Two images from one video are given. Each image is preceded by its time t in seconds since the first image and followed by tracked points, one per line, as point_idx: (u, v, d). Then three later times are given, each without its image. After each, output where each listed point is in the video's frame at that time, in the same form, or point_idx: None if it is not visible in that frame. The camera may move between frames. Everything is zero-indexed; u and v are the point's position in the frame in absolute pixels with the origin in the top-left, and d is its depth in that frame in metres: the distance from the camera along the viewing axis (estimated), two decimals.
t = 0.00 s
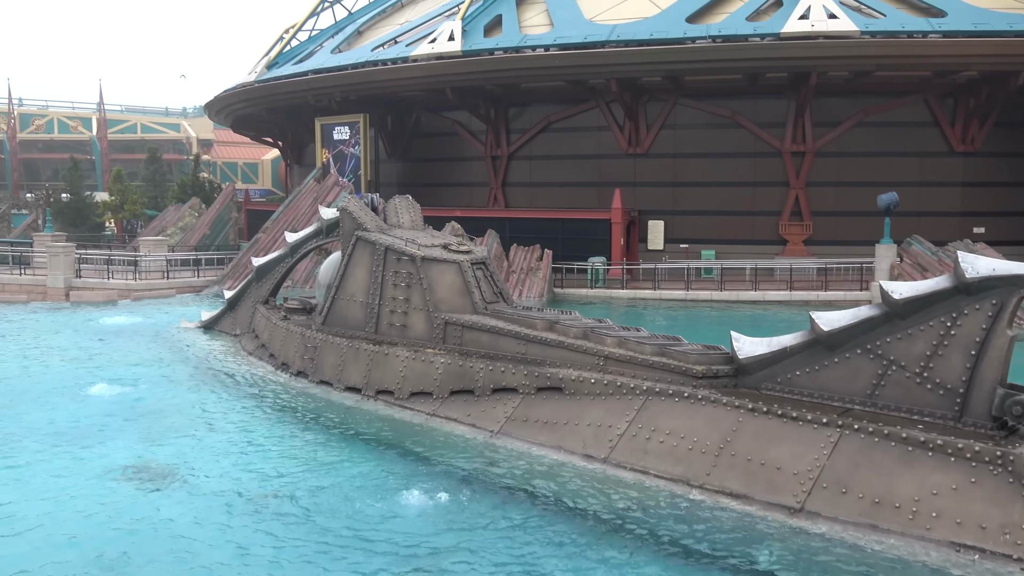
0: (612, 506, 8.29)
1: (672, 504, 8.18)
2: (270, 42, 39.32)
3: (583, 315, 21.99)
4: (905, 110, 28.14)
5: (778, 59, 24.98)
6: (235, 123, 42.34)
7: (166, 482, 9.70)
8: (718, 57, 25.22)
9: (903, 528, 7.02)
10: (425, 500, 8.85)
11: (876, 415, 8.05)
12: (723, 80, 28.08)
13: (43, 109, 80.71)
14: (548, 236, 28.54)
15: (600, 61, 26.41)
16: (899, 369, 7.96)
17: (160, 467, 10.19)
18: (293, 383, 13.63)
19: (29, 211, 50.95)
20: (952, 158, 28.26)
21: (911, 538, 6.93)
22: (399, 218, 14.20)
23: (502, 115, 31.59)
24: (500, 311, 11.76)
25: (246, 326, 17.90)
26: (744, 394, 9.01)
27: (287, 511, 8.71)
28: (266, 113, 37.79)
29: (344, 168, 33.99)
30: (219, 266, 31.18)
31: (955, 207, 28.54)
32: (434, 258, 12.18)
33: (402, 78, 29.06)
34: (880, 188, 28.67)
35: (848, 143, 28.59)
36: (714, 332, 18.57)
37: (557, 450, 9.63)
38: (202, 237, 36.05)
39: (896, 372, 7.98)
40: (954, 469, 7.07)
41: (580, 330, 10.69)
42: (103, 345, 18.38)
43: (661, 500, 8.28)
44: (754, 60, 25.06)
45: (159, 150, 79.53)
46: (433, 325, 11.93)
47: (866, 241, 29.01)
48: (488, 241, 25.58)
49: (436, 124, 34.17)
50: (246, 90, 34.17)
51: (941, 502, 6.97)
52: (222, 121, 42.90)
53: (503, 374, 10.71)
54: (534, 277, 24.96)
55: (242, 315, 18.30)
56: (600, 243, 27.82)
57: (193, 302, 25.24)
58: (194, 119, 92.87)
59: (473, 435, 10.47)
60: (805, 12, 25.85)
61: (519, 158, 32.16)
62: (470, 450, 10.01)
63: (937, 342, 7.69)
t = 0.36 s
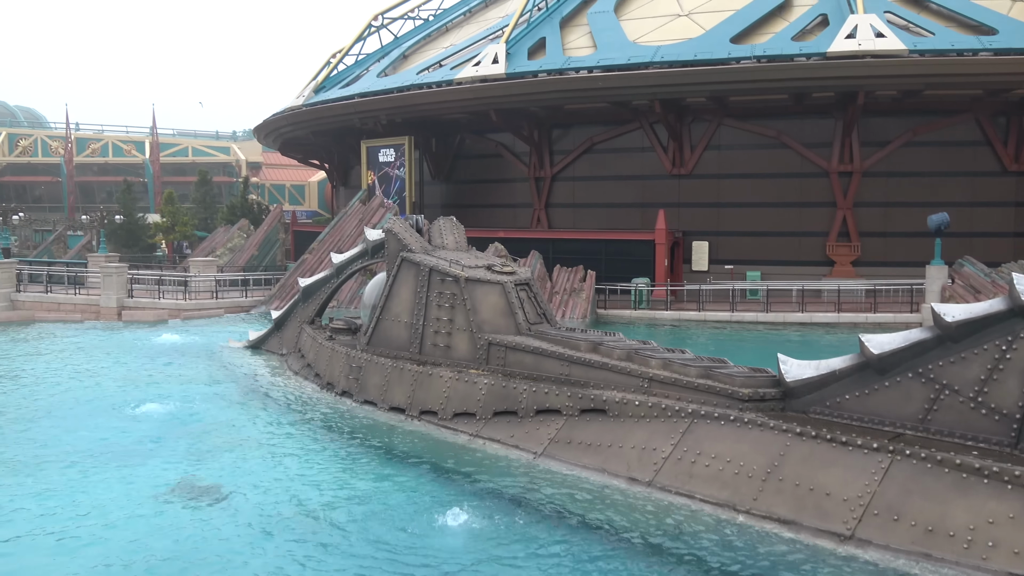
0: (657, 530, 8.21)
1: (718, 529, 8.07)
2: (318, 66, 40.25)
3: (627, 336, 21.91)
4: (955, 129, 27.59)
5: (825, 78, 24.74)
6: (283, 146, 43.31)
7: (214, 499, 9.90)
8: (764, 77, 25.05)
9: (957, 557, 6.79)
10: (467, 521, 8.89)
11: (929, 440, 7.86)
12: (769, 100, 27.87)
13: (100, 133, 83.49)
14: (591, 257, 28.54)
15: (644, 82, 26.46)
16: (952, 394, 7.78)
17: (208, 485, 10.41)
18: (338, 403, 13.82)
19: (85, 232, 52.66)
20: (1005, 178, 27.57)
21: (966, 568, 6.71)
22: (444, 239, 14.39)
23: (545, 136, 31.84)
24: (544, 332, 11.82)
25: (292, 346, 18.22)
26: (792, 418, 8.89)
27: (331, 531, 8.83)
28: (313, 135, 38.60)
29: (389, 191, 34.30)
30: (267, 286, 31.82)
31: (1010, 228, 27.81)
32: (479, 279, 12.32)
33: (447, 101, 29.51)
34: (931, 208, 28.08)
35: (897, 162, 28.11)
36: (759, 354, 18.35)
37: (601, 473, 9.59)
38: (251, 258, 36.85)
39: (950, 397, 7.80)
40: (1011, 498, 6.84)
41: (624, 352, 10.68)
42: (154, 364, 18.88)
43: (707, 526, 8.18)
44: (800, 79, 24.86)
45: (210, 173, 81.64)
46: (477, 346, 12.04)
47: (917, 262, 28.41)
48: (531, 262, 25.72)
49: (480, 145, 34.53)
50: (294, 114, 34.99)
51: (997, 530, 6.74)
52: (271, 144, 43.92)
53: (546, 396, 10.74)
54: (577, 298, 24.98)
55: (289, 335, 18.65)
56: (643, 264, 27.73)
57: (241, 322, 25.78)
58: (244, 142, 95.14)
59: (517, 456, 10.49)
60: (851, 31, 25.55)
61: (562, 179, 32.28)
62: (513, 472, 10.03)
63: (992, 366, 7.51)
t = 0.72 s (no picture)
0: (702, 558, 8.10)
1: (765, 557, 7.92)
2: (364, 91, 41.08)
3: (671, 359, 21.73)
4: (1008, 149, 26.95)
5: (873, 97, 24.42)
6: (330, 169, 44.16)
7: (261, 519, 10.07)
8: (810, 97, 24.81)
9: None
10: (510, 546, 8.88)
11: (985, 468, 7.64)
12: (815, 120, 27.57)
13: (153, 157, 86.06)
14: (635, 279, 28.41)
15: (687, 104, 26.42)
16: (1009, 421, 7.56)
17: (254, 505, 10.60)
18: (381, 424, 13.96)
19: (137, 254, 54.19)
20: None
21: None
22: (487, 261, 14.54)
23: (588, 158, 31.92)
24: (587, 354, 11.83)
25: (337, 367, 18.47)
26: (842, 444, 8.73)
27: (376, 553, 8.91)
28: (359, 159, 39.32)
29: (433, 213, 34.72)
30: (312, 307, 32.35)
31: None
32: (522, 301, 12.41)
33: (490, 124, 29.87)
34: (984, 230, 27.41)
35: (947, 183, 27.52)
36: (805, 378, 18.03)
37: (645, 497, 9.51)
38: (297, 279, 37.52)
39: (1006, 424, 7.58)
40: None
41: (669, 375, 10.63)
42: (202, 384, 19.31)
43: (754, 553, 8.04)
44: (847, 99, 24.57)
45: (259, 196, 83.52)
46: (520, 368, 12.08)
47: (970, 284, 27.66)
48: (575, 284, 25.73)
49: (523, 167, 34.78)
50: (340, 138, 35.71)
51: None
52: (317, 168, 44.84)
53: (590, 419, 10.72)
54: (621, 320, 24.89)
55: (334, 356, 18.93)
56: (688, 286, 27.50)
57: (287, 343, 26.21)
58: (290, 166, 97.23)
59: (560, 480, 10.46)
60: (899, 50, 25.17)
61: (605, 201, 32.28)
62: (556, 496, 10.01)
63: None
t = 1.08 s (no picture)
0: None
1: None
2: (421, 113, 41.88)
3: (728, 381, 21.43)
4: None
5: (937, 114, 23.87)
6: (386, 190, 45.01)
7: (322, 537, 10.32)
8: (871, 114, 24.40)
9: None
10: (566, 568, 8.91)
11: None
12: (877, 138, 27.07)
13: (216, 179, 88.76)
14: (691, 299, 28.28)
15: (745, 123, 26.25)
16: None
17: (312, 522, 10.90)
18: (437, 444, 14.17)
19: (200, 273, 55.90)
20: None
21: None
22: (542, 281, 14.67)
23: (644, 178, 31.74)
24: (644, 375, 11.84)
25: (393, 386, 18.77)
26: (907, 469, 8.56)
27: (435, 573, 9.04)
28: (416, 180, 40.03)
29: (489, 233, 35.00)
30: (369, 327, 32.92)
31: None
32: (578, 321, 12.50)
33: (545, 146, 30.15)
34: None
35: (1015, 201, 26.86)
36: (868, 402, 17.61)
37: (704, 522, 9.46)
38: (355, 299, 38.27)
39: None
40: None
41: (727, 397, 10.56)
42: (262, 402, 19.85)
43: None
44: (909, 116, 24.09)
45: (317, 217, 85.48)
46: (576, 389, 12.15)
47: None
48: (631, 304, 25.71)
49: (579, 188, 34.90)
50: (397, 160, 36.44)
51: None
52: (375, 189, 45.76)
53: (647, 441, 10.72)
54: (678, 341, 24.70)
55: (390, 375, 19.25)
56: (747, 306, 27.18)
57: (344, 362, 26.73)
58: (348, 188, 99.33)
59: (617, 502, 10.46)
60: (964, 66, 24.61)
61: (662, 221, 32.13)
62: (612, 519, 10.01)
63: None
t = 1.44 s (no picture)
0: None
1: None
2: (475, 134, 42.52)
3: (788, 400, 20.99)
4: None
5: (1001, 125, 23.23)
6: (441, 210, 45.68)
7: (381, 556, 10.54)
8: (932, 127, 23.87)
9: None
10: None
11: None
12: (940, 151, 26.42)
13: (275, 202, 91.19)
14: (749, 317, 28.12)
15: (801, 138, 25.94)
16: None
17: (368, 541, 11.15)
18: (494, 463, 14.32)
19: (260, 294, 57.45)
20: None
21: None
22: (598, 300, 14.78)
23: (699, 196, 31.55)
24: (701, 395, 11.82)
25: (449, 406, 19.01)
26: (977, 492, 8.38)
27: None
28: (470, 200, 40.57)
29: (543, 252, 35.21)
30: (424, 346, 33.35)
31: None
32: (635, 340, 12.56)
33: (599, 164, 30.28)
34: None
35: None
36: (936, 422, 17.11)
37: (764, 544, 9.37)
38: (410, 319, 38.83)
39: None
40: None
41: (788, 418, 10.49)
42: (321, 421, 20.35)
43: None
44: (972, 128, 23.48)
45: (374, 238, 86.95)
46: (633, 409, 12.18)
47: None
48: (687, 322, 25.49)
49: (634, 206, 34.89)
50: (451, 181, 37.01)
51: None
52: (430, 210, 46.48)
53: (705, 462, 10.69)
54: (735, 359, 24.41)
55: (446, 394, 19.52)
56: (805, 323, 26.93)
57: (400, 381, 27.13)
58: (403, 208, 100.83)
59: (675, 524, 10.43)
60: None
61: (718, 238, 31.83)
62: (671, 540, 9.99)
63: None
